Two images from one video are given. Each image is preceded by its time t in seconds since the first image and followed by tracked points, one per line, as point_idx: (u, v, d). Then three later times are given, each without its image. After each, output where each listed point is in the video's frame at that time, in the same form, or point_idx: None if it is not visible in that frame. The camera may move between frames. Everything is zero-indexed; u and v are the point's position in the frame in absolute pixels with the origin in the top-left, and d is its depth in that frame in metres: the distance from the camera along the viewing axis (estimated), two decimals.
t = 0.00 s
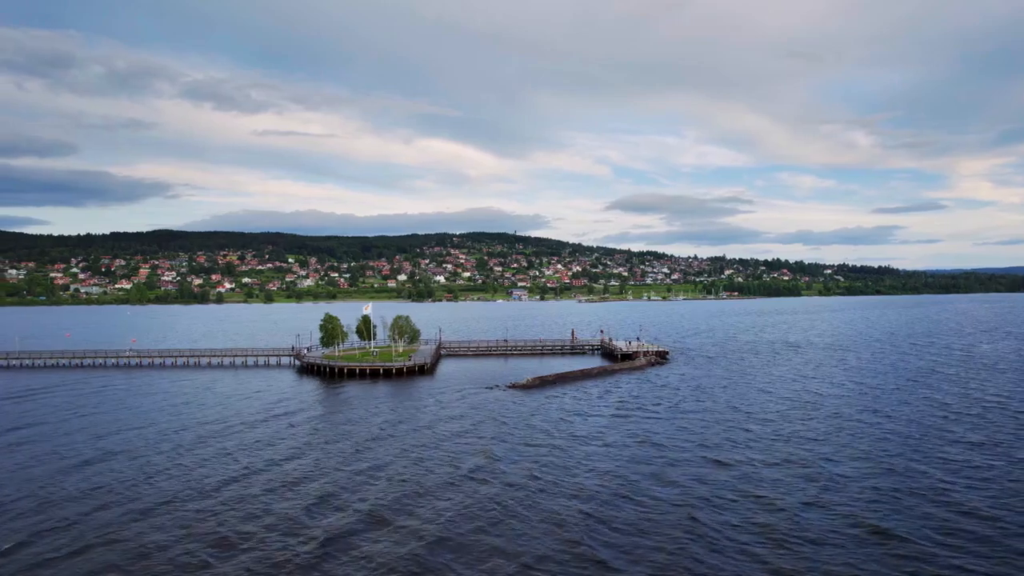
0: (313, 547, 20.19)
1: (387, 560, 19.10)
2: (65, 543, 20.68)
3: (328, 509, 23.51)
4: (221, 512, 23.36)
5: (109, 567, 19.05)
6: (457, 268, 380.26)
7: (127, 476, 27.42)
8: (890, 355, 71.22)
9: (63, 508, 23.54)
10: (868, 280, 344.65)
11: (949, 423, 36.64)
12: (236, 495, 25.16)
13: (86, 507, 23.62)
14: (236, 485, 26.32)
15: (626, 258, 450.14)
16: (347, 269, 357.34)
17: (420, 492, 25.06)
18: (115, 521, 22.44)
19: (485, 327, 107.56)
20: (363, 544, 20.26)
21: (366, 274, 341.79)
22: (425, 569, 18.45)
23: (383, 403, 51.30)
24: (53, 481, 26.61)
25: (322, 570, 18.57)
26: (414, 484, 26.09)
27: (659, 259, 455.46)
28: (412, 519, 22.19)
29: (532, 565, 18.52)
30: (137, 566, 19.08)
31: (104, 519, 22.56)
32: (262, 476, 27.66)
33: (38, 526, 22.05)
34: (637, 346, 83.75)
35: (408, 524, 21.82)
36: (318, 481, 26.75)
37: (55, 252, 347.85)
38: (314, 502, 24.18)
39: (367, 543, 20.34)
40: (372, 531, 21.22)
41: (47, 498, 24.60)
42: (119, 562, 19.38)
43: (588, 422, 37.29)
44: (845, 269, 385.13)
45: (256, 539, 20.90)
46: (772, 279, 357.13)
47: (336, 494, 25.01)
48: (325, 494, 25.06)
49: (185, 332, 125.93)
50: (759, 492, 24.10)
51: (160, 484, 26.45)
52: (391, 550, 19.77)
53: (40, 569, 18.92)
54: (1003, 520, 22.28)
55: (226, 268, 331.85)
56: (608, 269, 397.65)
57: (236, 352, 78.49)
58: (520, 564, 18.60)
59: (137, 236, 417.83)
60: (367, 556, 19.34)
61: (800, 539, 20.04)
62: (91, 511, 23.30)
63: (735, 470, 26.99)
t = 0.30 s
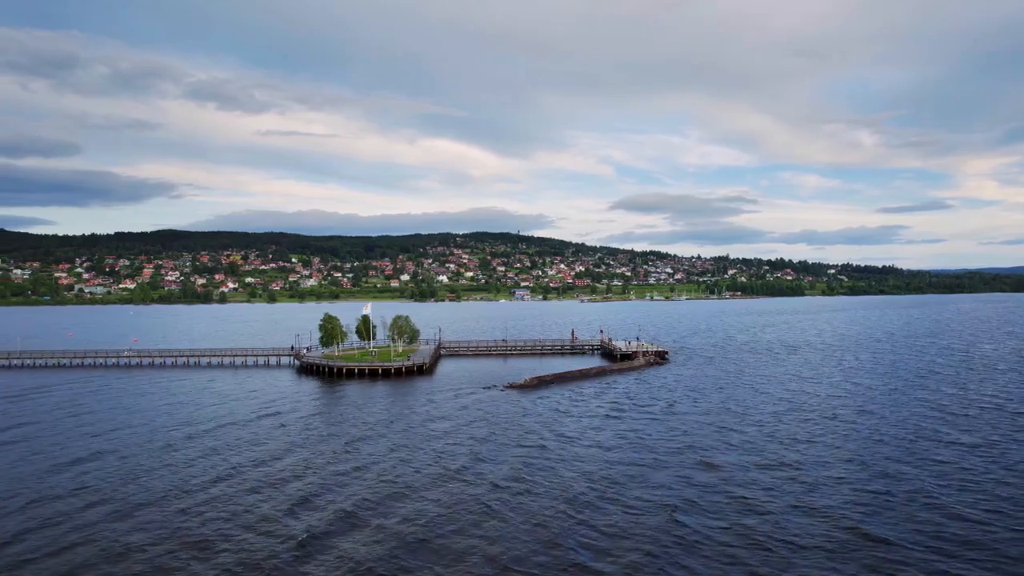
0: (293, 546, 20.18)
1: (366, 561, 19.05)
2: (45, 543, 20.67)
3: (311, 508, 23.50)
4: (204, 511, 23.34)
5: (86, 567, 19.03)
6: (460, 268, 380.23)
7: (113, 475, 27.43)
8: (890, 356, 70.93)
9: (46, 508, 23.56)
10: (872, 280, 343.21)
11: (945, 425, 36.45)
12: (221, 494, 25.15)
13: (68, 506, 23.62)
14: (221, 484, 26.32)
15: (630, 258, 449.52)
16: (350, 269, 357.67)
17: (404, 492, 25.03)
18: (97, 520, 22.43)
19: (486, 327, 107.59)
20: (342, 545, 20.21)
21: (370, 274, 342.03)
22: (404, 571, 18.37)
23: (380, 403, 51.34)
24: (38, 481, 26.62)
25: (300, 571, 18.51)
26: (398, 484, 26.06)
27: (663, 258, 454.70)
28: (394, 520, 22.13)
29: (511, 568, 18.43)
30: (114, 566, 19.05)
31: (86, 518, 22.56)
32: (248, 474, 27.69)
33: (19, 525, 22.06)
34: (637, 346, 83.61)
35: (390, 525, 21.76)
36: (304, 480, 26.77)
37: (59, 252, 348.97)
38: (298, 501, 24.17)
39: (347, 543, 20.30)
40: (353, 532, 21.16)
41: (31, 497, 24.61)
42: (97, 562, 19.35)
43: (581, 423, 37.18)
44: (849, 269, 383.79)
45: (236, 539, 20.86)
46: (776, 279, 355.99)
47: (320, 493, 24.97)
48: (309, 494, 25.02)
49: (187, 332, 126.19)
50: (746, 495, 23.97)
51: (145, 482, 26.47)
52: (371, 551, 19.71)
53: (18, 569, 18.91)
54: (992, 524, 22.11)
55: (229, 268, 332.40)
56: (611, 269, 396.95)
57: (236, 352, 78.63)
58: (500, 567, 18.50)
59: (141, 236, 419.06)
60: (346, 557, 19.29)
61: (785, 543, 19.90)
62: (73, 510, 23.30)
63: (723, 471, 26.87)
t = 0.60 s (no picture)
0: (273, 547, 20.22)
1: (344, 561, 19.03)
2: (25, 542, 20.75)
3: (297, 508, 23.58)
4: (187, 510, 23.41)
5: (64, 566, 19.10)
6: (463, 268, 380.35)
7: (100, 473, 27.54)
8: (890, 357, 70.70)
9: (30, 507, 23.65)
10: (876, 280, 341.26)
11: (939, 426, 36.23)
12: (205, 493, 25.24)
13: (52, 505, 23.72)
14: (207, 484, 26.40)
15: (633, 258, 449.09)
16: (353, 269, 357.95)
17: (388, 492, 25.05)
18: (80, 519, 22.50)
19: (486, 327, 107.60)
20: (322, 545, 20.22)
21: (372, 274, 342.15)
22: (381, 572, 18.33)
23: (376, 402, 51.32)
24: (25, 479, 26.74)
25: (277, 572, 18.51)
26: (384, 485, 26.06)
27: (666, 258, 453.95)
28: (375, 521, 22.11)
29: (489, 569, 18.37)
30: (95, 565, 19.13)
31: (68, 517, 22.63)
32: (235, 473, 27.77)
33: (4, 523, 22.20)
34: (636, 347, 83.53)
35: (371, 525, 21.75)
36: (290, 479, 26.85)
37: (63, 252, 350.21)
38: (282, 501, 24.22)
39: (327, 544, 20.30)
40: (334, 532, 21.15)
41: (16, 496, 24.71)
42: (75, 561, 19.41)
43: (573, 423, 37.12)
44: (853, 268, 382.44)
45: (217, 539, 20.91)
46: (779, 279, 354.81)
47: (305, 494, 25.01)
48: (295, 494, 25.11)
49: (188, 332, 126.47)
50: (731, 496, 23.88)
51: (131, 481, 26.58)
52: (349, 552, 19.71)
53: None
54: (980, 528, 21.93)
55: (233, 267, 333.04)
56: (614, 269, 396.28)
57: (235, 352, 78.82)
58: (477, 568, 18.44)
59: (146, 236, 420.52)
60: (325, 558, 19.28)
61: (767, 546, 19.78)
62: (56, 509, 23.39)
63: (711, 472, 26.78)
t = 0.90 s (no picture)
0: (254, 548, 20.17)
1: (322, 562, 19.02)
2: (6, 541, 20.76)
3: (282, 507, 23.60)
4: (172, 509, 23.42)
5: (43, 564, 19.12)
6: (466, 268, 380.53)
7: (87, 472, 27.60)
8: (890, 357, 70.51)
9: (15, 506, 23.70)
10: (881, 280, 339.91)
11: (935, 426, 36.02)
12: (191, 491, 25.27)
13: (37, 504, 23.77)
14: (193, 482, 26.43)
15: (636, 258, 448.68)
16: (357, 269, 358.47)
17: (374, 493, 25.00)
18: (62, 518, 22.53)
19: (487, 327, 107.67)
20: (303, 546, 20.17)
21: (375, 274, 342.53)
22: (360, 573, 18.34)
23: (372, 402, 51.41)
24: (13, 478, 26.84)
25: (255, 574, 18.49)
26: (370, 485, 26.03)
27: (670, 258, 453.28)
28: (358, 522, 22.07)
29: (468, 570, 18.36)
30: (76, 564, 19.19)
31: (51, 516, 22.67)
32: (222, 472, 27.81)
33: None
34: (635, 346, 83.47)
35: (354, 526, 21.69)
36: (277, 479, 26.87)
37: (69, 252, 351.78)
38: (267, 500, 24.22)
39: (307, 544, 20.29)
40: (315, 533, 21.10)
41: (1, 496, 24.75)
42: (53, 560, 19.42)
43: (566, 424, 37.04)
44: (857, 268, 381.13)
45: (199, 538, 20.96)
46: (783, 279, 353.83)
47: (290, 493, 25.00)
48: (281, 493, 25.16)
49: (191, 332, 126.87)
50: (718, 499, 23.74)
51: (118, 480, 26.60)
52: (331, 552, 19.73)
53: None
54: (968, 531, 21.72)
55: (237, 267, 333.93)
56: (618, 269, 395.85)
57: (235, 352, 79.06)
58: (456, 570, 18.39)
59: (150, 236, 422.16)
60: (306, 558, 19.34)
61: (749, 549, 19.67)
62: (40, 508, 23.42)
63: (700, 474, 26.65)
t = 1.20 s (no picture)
0: (235, 547, 20.18)
1: (302, 562, 19.01)
2: None
3: (269, 507, 23.61)
4: (158, 508, 23.46)
5: (24, 564, 19.15)
6: (469, 268, 380.84)
7: (76, 472, 27.65)
8: (890, 357, 70.28)
9: None
10: (885, 280, 338.78)
11: (930, 427, 35.80)
12: (177, 490, 25.28)
13: (23, 504, 23.80)
14: (179, 482, 26.45)
15: (640, 258, 448.27)
16: (360, 269, 358.94)
17: (360, 494, 24.96)
18: (47, 517, 22.56)
19: (487, 327, 107.75)
20: (284, 547, 20.17)
21: (379, 274, 342.91)
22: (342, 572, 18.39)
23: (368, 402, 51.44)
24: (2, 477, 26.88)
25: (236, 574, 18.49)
26: (356, 485, 26.01)
27: (673, 258, 452.74)
28: (344, 522, 22.15)
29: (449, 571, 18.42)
30: (59, 563, 19.22)
31: (36, 516, 22.71)
32: (210, 472, 27.85)
33: None
34: (635, 346, 83.38)
35: (339, 526, 21.75)
36: (266, 478, 26.94)
37: (73, 253, 353.12)
38: (253, 500, 24.21)
39: (289, 544, 20.29)
40: (298, 533, 21.12)
41: None
42: (35, 560, 19.44)
43: (559, 424, 36.97)
44: (861, 267, 379.95)
45: (182, 538, 20.98)
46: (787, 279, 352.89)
47: (276, 493, 24.99)
48: (270, 493, 25.20)
49: (193, 332, 127.20)
50: (704, 501, 23.63)
51: (105, 479, 26.64)
52: (314, 551, 19.79)
53: None
54: (954, 534, 21.55)
55: (240, 267, 334.71)
56: (621, 269, 395.40)
57: (235, 352, 79.20)
58: (437, 571, 18.43)
59: (155, 236, 423.58)
60: (290, 557, 19.40)
61: (731, 552, 19.58)
62: (26, 508, 23.43)
63: (688, 476, 26.55)
